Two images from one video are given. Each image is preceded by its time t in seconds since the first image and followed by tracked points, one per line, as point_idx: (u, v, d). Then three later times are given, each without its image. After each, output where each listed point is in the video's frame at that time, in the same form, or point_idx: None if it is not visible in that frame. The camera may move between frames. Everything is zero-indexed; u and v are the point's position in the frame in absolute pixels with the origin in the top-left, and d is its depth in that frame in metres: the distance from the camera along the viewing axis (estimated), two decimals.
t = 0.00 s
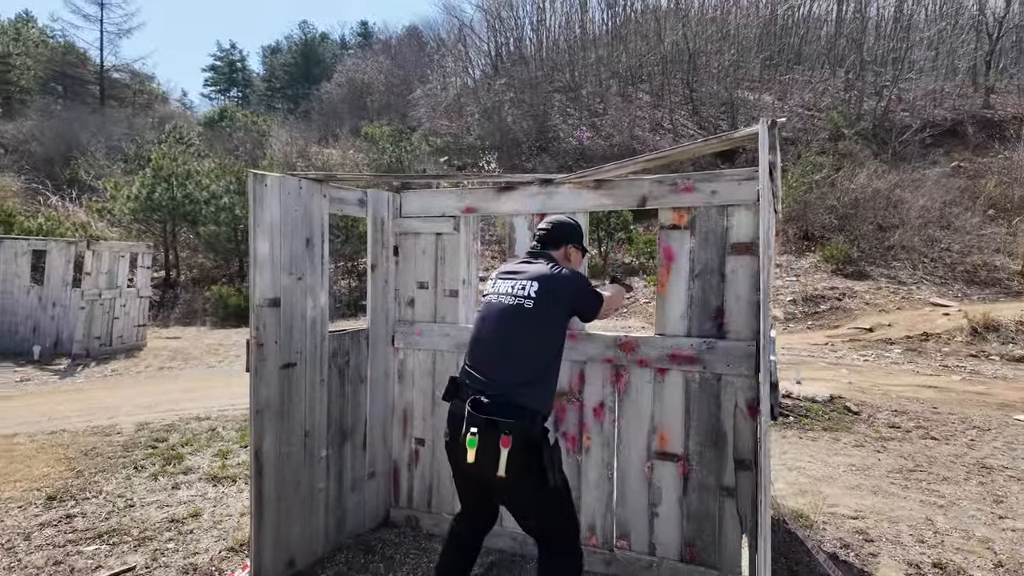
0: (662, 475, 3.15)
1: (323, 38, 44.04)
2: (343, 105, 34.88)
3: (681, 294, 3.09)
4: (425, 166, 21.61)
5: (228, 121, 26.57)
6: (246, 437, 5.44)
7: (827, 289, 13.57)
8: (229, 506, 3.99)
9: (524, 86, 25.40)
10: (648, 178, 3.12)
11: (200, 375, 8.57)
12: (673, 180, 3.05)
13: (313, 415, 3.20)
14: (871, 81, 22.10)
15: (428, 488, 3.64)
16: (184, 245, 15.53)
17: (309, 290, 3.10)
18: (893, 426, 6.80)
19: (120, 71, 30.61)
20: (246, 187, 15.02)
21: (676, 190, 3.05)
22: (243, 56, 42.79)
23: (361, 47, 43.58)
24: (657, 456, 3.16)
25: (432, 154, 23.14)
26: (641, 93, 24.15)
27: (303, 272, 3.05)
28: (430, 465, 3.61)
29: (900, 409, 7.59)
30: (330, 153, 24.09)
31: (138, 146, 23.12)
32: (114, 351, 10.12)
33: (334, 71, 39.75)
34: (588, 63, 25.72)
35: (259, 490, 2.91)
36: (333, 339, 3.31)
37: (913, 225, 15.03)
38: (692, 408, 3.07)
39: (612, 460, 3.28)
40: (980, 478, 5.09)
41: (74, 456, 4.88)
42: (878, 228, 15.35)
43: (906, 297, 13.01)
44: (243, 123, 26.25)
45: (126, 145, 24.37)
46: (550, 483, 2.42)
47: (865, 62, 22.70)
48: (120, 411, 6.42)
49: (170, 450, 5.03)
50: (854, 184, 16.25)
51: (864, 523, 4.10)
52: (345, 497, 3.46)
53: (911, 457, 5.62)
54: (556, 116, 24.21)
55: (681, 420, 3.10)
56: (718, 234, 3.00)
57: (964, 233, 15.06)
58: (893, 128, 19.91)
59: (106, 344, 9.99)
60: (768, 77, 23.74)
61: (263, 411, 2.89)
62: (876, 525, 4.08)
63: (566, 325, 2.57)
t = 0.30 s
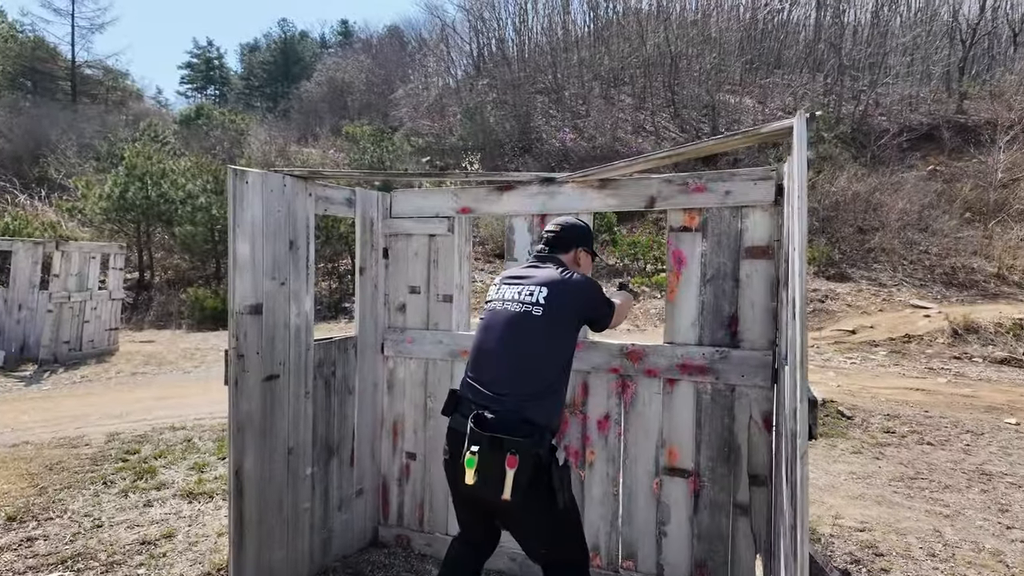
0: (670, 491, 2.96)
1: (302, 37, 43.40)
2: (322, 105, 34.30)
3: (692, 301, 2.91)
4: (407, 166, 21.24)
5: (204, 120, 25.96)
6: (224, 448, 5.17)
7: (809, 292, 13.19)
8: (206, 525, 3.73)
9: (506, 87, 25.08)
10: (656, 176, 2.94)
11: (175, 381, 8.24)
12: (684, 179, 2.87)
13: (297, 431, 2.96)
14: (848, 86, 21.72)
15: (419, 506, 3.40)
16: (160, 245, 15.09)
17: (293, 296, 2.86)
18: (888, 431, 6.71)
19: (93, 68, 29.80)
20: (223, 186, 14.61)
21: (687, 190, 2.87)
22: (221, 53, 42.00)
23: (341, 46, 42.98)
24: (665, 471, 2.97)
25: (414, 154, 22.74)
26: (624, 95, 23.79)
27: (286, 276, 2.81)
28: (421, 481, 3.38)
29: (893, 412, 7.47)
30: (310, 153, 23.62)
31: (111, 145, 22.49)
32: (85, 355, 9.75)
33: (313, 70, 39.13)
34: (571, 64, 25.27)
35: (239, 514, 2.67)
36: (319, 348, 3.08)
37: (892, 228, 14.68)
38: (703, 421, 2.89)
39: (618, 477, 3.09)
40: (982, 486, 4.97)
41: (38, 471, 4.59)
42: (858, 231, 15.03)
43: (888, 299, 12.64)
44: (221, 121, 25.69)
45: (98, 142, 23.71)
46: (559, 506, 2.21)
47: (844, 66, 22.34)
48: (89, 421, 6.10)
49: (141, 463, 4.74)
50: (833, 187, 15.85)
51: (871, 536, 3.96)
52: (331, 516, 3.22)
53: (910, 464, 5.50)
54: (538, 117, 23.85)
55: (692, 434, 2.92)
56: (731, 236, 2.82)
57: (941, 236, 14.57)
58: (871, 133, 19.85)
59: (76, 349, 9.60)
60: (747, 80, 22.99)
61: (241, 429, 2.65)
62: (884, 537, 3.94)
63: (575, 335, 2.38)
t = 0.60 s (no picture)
0: (654, 504, 2.88)
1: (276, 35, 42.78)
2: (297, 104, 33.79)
3: (676, 309, 2.82)
4: (383, 167, 20.98)
5: (175, 118, 25.37)
6: (190, 460, 4.98)
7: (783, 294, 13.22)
8: (169, 544, 3.56)
9: (483, 88, 24.94)
10: (639, 181, 2.85)
11: (141, 388, 7.98)
12: (667, 184, 2.80)
13: (265, 446, 2.83)
14: (821, 90, 21.98)
15: (393, 521, 3.28)
16: (127, 247, 14.68)
17: (261, 305, 2.72)
18: (864, 434, 6.73)
19: (57, 64, 28.98)
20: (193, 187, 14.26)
21: (670, 195, 2.80)
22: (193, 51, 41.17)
23: (316, 45, 42.45)
24: (649, 484, 2.89)
25: (390, 154, 22.48)
26: (600, 98, 23.73)
27: (252, 283, 2.67)
28: (397, 495, 3.26)
29: (868, 414, 7.50)
30: (284, 153, 23.23)
31: (77, 143, 21.84)
32: (46, 361, 9.41)
33: (287, 69, 38.55)
34: (548, 66, 25.21)
35: (202, 535, 2.53)
36: (288, 358, 2.94)
37: (864, 230, 14.85)
38: (687, 432, 2.82)
39: (600, 489, 3.00)
40: (958, 490, 4.97)
41: None
42: (831, 233, 15.17)
43: (861, 300, 12.78)
44: (191, 120, 25.15)
45: (62, 140, 23.04)
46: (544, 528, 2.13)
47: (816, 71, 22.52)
48: (48, 432, 5.85)
49: (102, 477, 4.54)
50: (806, 189, 15.97)
51: (852, 544, 3.93)
52: (302, 534, 3.08)
53: (887, 467, 5.51)
54: (515, 119, 23.74)
55: (676, 445, 2.84)
56: (716, 243, 2.74)
57: (911, 238, 14.71)
58: (842, 137, 20.14)
59: (36, 355, 9.27)
60: (723, 84, 23.14)
61: (202, 446, 2.50)
62: (865, 545, 3.91)
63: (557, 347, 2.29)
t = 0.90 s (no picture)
0: (628, 514, 2.82)
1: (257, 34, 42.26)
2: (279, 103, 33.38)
3: (650, 314, 2.76)
4: (365, 167, 20.77)
5: (153, 117, 24.86)
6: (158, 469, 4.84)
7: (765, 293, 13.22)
8: (129, 558, 3.44)
9: (467, 88, 24.84)
10: (612, 183, 2.79)
11: (113, 393, 7.79)
12: (640, 186, 2.73)
13: (225, 458, 2.73)
14: (802, 92, 22.10)
15: (362, 533, 3.18)
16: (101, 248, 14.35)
17: (219, 311, 2.64)
18: (843, 435, 6.74)
19: (32, 61, 28.34)
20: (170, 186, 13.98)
21: (643, 198, 2.73)
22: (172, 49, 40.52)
23: (298, 44, 42.03)
24: (622, 493, 2.83)
25: (372, 155, 22.26)
26: (584, 98, 23.71)
27: (209, 290, 2.58)
28: (365, 507, 3.16)
29: (848, 415, 7.51)
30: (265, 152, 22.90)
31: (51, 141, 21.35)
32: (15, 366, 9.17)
33: (269, 67, 38.08)
34: (532, 66, 25.12)
35: (156, 551, 2.43)
36: (249, 367, 2.84)
37: (844, 231, 14.91)
38: (661, 440, 2.76)
39: (574, 499, 2.93)
40: (935, 491, 4.97)
41: None
42: (812, 233, 15.23)
43: (842, 300, 12.85)
44: (170, 119, 24.73)
45: (35, 138, 22.51)
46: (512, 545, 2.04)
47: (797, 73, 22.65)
48: (11, 441, 5.67)
49: (65, 488, 4.39)
50: (788, 190, 16.03)
51: (830, 549, 3.90)
52: (265, 548, 2.98)
53: (865, 469, 5.51)
54: (499, 119, 23.63)
55: (650, 453, 2.78)
56: (690, 246, 2.69)
57: (890, 239, 14.82)
58: (822, 138, 20.30)
59: (4, 360, 9.03)
60: (707, 85, 23.19)
61: (157, 461, 2.40)
62: (843, 551, 3.88)
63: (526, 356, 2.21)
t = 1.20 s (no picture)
0: (612, 516, 2.78)
1: (250, 33, 42.04)
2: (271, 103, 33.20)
3: (632, 314, 2.73)
4: (358, 166, 20.65)
5: (144, 116, 24.66)
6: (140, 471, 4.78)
7: (757, 293, 13.21)
8: (106, 563, 3.38)
9: (461, 88, 24.77)
10: (595, 181, 2.75)
11: (100, 394, 7.71)
12: (623, 185, 2.70)
13: (202, 461, 2.68)
14: (795, 92, 22.15)
15: (343, 537, 3.13)
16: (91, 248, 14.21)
17: (193, 311, 2.60)
18: (833, 435, 6.73)
19: (21, 59, 28.08)
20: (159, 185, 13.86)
21: (626, 196, 2.70)
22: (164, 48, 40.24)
23: (291, 43, 41.88)
24: (606, 495, 2.79)
25: (365, 154, 22.13)
26: (578, 98, 23.65)
27: (183, 290, 2.55)
28: (346, 511, 3.12)
29: (838, 415, 7.50)
30: (257, 152, 22.75)
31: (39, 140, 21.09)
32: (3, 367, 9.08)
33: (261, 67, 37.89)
34: (526, 66, 25.07)
35: (129, 556, 2.38)
36: (225, 368, 2.80)
37: (837, 231, 14.91)
38: (645, 441, 2.72)
39: (557, 503, 2.89)
40: (925, 492, 4.96)
41: None
42: (804, 233, 15.23)
43: (834, 300, 12.86)
44: (162, 118, 24.55)
45: (25, 137, 22.29)
46: (486, 551, 2.00)
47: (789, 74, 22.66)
48: None
49: (45, 492, 4.33)
50: (781, 190, 16.01)
51: (818, 551, 3.87)
52: (244, 552, 2.92)
53: (855, 470, 5.49)
54: (493, 118, 23.56)
55: (634, 455, 2.74)
56: (673, 245, 2.65)
57: (882, 239, 14.84)
58: (815, 138, 20.31)
59: None
60: (700, 85, 23.19)
61: (128, 464, 2.35)
62: (831, 552, 3.86)
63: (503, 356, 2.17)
